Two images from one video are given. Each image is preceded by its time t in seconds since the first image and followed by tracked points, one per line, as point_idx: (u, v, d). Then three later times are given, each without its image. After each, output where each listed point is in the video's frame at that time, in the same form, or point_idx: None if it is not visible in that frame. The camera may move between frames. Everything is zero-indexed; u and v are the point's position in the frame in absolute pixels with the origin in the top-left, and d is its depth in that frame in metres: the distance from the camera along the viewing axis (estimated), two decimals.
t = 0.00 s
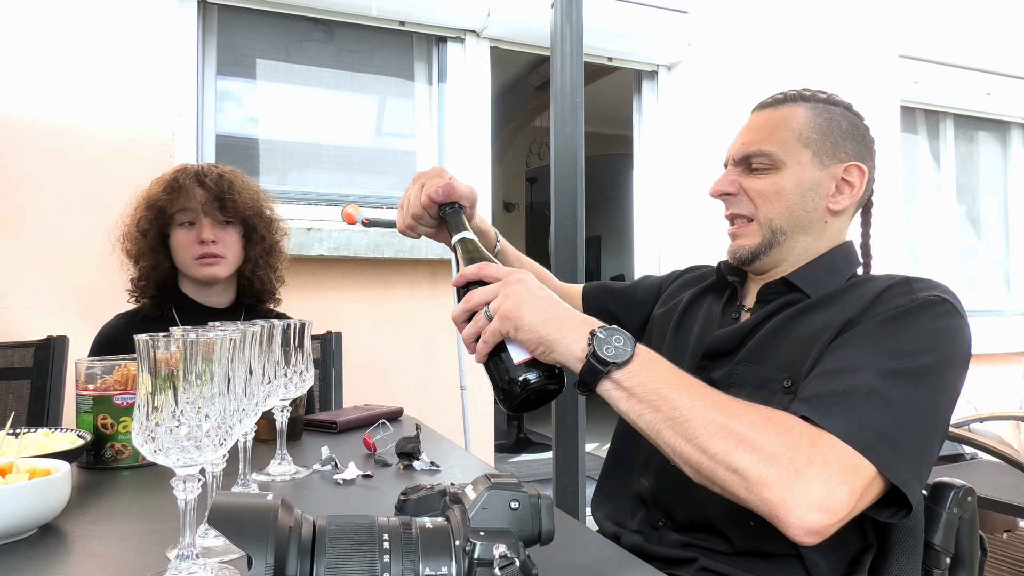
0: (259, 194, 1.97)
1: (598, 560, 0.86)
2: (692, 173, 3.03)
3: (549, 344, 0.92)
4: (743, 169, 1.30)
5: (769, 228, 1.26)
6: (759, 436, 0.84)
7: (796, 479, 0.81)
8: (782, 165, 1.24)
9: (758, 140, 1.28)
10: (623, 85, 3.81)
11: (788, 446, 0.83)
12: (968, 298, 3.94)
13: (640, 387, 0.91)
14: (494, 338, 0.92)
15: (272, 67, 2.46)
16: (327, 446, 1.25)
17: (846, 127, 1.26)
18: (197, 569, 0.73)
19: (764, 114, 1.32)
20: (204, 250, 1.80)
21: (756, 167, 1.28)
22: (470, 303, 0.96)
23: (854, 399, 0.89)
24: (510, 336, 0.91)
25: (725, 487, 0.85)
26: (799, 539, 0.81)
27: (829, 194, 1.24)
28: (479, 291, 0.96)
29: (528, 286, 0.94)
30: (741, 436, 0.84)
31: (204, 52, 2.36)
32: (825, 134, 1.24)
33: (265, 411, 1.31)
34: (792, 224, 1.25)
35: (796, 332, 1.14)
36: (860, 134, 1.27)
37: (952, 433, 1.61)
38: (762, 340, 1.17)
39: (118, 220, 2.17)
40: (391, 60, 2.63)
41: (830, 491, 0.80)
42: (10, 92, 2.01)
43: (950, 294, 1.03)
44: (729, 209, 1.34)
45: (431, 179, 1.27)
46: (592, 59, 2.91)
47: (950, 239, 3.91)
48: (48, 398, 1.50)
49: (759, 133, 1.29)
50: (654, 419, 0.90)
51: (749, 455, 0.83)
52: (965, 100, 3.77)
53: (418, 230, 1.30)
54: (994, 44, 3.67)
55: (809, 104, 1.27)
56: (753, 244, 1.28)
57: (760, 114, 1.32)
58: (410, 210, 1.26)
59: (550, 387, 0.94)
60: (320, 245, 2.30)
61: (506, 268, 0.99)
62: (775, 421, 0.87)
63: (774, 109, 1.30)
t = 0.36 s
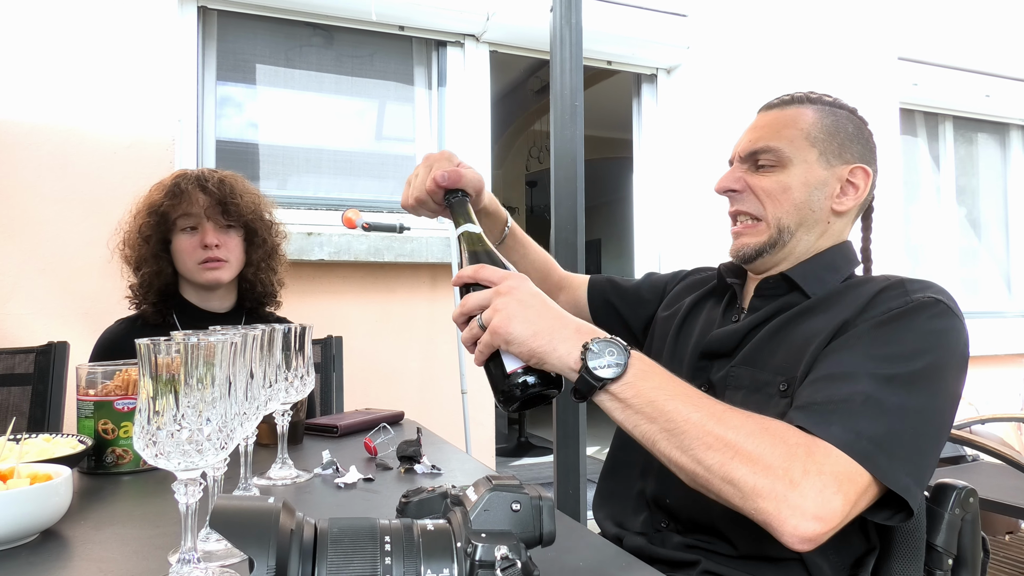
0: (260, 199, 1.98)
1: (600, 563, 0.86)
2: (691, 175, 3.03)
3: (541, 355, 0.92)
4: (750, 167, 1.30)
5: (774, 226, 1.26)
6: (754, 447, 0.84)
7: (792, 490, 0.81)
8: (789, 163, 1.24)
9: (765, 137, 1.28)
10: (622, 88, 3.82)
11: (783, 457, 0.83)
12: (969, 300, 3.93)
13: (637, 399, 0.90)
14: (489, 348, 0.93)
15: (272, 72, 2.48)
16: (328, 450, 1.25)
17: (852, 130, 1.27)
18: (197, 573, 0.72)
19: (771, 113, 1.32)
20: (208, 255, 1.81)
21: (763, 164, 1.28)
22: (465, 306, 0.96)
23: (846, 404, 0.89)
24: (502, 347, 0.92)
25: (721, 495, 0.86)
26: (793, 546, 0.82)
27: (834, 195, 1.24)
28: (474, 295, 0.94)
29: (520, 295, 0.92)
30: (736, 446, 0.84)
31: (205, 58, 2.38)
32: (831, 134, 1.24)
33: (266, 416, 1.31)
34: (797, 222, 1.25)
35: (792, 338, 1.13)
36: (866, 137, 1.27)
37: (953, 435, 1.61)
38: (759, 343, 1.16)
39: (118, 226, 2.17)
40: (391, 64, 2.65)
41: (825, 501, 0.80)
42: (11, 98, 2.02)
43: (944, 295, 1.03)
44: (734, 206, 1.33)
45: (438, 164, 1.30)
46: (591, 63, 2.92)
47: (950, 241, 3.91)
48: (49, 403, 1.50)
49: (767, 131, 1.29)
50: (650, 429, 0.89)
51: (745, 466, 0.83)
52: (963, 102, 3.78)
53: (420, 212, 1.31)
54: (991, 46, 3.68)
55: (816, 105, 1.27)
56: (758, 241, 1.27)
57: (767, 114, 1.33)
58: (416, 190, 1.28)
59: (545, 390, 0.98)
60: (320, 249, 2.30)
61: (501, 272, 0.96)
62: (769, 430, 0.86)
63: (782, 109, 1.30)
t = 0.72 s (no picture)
0: (256, 200, 1.98)
1: (598, 561, 0.86)
2: (689, 175, 3.03)
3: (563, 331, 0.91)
4: (766, 163, 1.27)
5: (790, 226, 1.24)
6: (751, 433, 0.84)
7: (787, 475, 0.80)
8: (808, 163, 1.22)
9: (784, 134, 1.24)
10: (619, 88, 3.82)
11: (778, 443, 0.83)
12: (966, 299, 3.94)
13: (641, 383, 0.91)
14: (514, 306, 0.81)
15: (269, 72, 2.48)
16: (326, 450, 1.25)
17: (861, 134, 1.28)
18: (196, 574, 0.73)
19: (785, 109, 1.29)
20: (204, 255, 1.81)
21: (781, 161, 1.24)
22: (483, 262, 0.84)
23: (841, 396, 0.89)
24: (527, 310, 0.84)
25: (716, 483, 0.85)
26: (788, 534, 0.80)
27: (846, 197, 1.25)
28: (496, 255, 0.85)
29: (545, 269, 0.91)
30: (733, 432, 0.84)
31: (202, 59, 2.38)
32: (845, 137, 1.25)
33: (263, 416, 1.31)
34: (811, 223, 1.24)
35: (791, 333, 1.14)
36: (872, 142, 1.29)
37: (951, 433, 1.61)
38: (759, 339, 1.16)
39: (115, 227, 2.17)
40: (388, 65, 2.64)
41: (820, 487, 0.80)
42: (7, 100, 2.01)
43: (940, 292, 1.04)
44: (746, 203, 1.29)
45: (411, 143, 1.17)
46: (588, 63, 2.93)
47: (947, 240, 3.91)
48: (47, 405, 1.50)
49: (784, 128, 1.25)
50: (651, 413, 0.89)
51: (742, 451, 0.83)
52: (960, 101, 3.78)
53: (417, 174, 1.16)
54: (988, 45, 3.69)
55: (829, 107, 1.27)
56: (771, 239, 1.25)
57: (779, 110, 1.29)
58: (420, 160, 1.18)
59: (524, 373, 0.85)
60: (318, 250, 2.30)
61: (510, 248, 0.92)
62: (764, 419, 0.87)
63: (798, 107, 1.27)
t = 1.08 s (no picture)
0: (253, 201, 1.98)
1: (597, 563, 0.87)
2: (687, 175, 3.04)
3: (590, 346, 0.90)
4: (769, 163, 1.26)
5: (792, 228, 1.24)
6: (781, 466, 0.83)
7: (814, 513, 0.81)
8: (812, 164, 1.22)
9: (788, 134, 1.24)
10: (618, 88, 3.83)
11: (808, 479, 0.83)
12: (964, 298, 3.94)
13: (672, 403, 0.90)
14: (535, 325, 0.83)
15: (267, 73, 2.48)
16: (326, 451, 1.25)
17: (863, 135, 1.28)
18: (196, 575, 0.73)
19: (788, 108, 1.29)
20: (202, 258, 1.81)
21: (784, 162, 1.24)
22: (512, 280, 0.84)
23: (870, 425, 0.88)
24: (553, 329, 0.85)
25: (741, 511, 0.86)
26: (807, 568, 0.81)
27: (848, 199, 1.25)
28: (526, 272, 0.85)
29: (580, 280, 0.89)
30: (764, 464, 0.84)
31: (200, 60, 2.38)
32: (848, 139, 1.24)
33: (262, 417, 1.31)
34: (814, 225, 1.24)
35: (794, 341, 1.13)
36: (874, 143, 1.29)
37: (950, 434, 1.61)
38: (760, 346, 1.17)
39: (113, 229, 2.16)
40: (387, 66, 2.64)
41: (845, 526, 0.80)
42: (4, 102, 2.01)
43: (946, 302, 1.04)
44: (748, 204, 1.29)
45: (473, 131, 1.19)
46: (587, 64, 2.93)
47: (945, 239, 3.92)
48: (46, 407, 1.50)
49: (787, 128, 1.25)
50: (680, 437, 0.89)
51: (770, 484, 0.83)
52: (958, 101, 3.79)
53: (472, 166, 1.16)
54: (985, 45, 3.70)
55: (833, 108, 1.26)
56: (772, 241, 1.25)
57: (782, 110, 1.29)
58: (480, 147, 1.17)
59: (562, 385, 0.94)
60: (317, 251, 2.30)
61: (553, 255, 0.89)
62: (797, 450, 0.86)
63: (801, 106, 1.26)
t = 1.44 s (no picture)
0: (247, 202, 1.97)
1: (591, 563, 0.87)
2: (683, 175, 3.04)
3: (564, 353, 0.89)
4: (772, 164, 1.27)
5: (793, 228, 1.24)
6: (775, 474, 0.83)
7: (807, 519, 0.81)
8: (815, 165, 1.22)
9: (792, 136, 1.24)
10: (614, 88, 3.83)
11: (802, 485, 0.83)
12: (959, 298, 3.96)
13: (659, 408, 0.87)
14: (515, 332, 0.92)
15: (263, 73, 2.47)
16: (321, 452, 1.24)
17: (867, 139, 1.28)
18: None
19: (792, 111, 1.29)
20: (197, 262, 1.80)
21: (787, 163, 1.24)
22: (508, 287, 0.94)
23: (875, 432, 0.88)
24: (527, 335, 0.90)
25: (735, 513, 0.87)
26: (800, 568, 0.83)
27: (850, 202, 1.25)
28: (518, 277, 0.91)
29: (554, 287, 0.88)
30: (756, 474, 0.83)
31: (196, 60, 2.38)
32: (852, 142, 1.25)
33: (257, 418, 1.30)
34: (815, 226, 1.24)
35: (794, 345, 1.13)
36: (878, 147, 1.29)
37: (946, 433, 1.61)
38: (759, 348, 1.16)
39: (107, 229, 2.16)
40: (383, 66, 2.64)
41: (837, 530, 0.81)
42: None
43: (946, 309, 1.04)
44: (750, 204, 1.29)
45: (518, 120, 1.15)
46: (583, 64, 2.93)
47: (940, 239, 3.93)
48: (40, 408, 1.49)
49: (791, 130, 1.25)
50: (671, 446, 0.88)
51: (763, 493, 0.83)
52: (952, 102, 3.80)
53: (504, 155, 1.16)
54: (980, 46, 3.71)
55: (838, 111, 1.27)
56: (773, 241, 1.25)
57: (787, 112, 1.29)
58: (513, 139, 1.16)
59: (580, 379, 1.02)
60: (313, 251, 2.30)
61: (546, 257, 0.90)
62: (791, 455, 0.85)
63: (806, 109, 1.27)
